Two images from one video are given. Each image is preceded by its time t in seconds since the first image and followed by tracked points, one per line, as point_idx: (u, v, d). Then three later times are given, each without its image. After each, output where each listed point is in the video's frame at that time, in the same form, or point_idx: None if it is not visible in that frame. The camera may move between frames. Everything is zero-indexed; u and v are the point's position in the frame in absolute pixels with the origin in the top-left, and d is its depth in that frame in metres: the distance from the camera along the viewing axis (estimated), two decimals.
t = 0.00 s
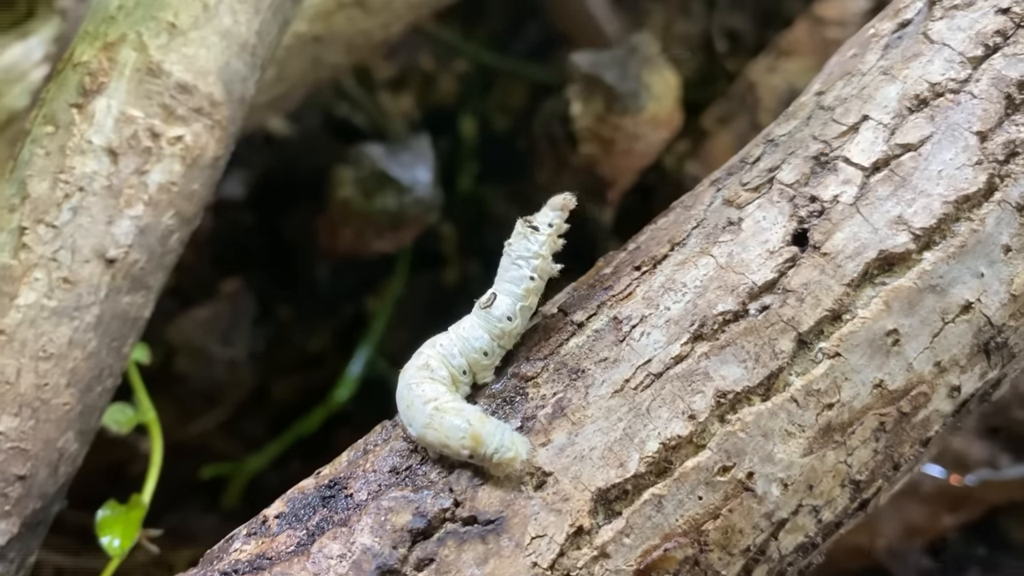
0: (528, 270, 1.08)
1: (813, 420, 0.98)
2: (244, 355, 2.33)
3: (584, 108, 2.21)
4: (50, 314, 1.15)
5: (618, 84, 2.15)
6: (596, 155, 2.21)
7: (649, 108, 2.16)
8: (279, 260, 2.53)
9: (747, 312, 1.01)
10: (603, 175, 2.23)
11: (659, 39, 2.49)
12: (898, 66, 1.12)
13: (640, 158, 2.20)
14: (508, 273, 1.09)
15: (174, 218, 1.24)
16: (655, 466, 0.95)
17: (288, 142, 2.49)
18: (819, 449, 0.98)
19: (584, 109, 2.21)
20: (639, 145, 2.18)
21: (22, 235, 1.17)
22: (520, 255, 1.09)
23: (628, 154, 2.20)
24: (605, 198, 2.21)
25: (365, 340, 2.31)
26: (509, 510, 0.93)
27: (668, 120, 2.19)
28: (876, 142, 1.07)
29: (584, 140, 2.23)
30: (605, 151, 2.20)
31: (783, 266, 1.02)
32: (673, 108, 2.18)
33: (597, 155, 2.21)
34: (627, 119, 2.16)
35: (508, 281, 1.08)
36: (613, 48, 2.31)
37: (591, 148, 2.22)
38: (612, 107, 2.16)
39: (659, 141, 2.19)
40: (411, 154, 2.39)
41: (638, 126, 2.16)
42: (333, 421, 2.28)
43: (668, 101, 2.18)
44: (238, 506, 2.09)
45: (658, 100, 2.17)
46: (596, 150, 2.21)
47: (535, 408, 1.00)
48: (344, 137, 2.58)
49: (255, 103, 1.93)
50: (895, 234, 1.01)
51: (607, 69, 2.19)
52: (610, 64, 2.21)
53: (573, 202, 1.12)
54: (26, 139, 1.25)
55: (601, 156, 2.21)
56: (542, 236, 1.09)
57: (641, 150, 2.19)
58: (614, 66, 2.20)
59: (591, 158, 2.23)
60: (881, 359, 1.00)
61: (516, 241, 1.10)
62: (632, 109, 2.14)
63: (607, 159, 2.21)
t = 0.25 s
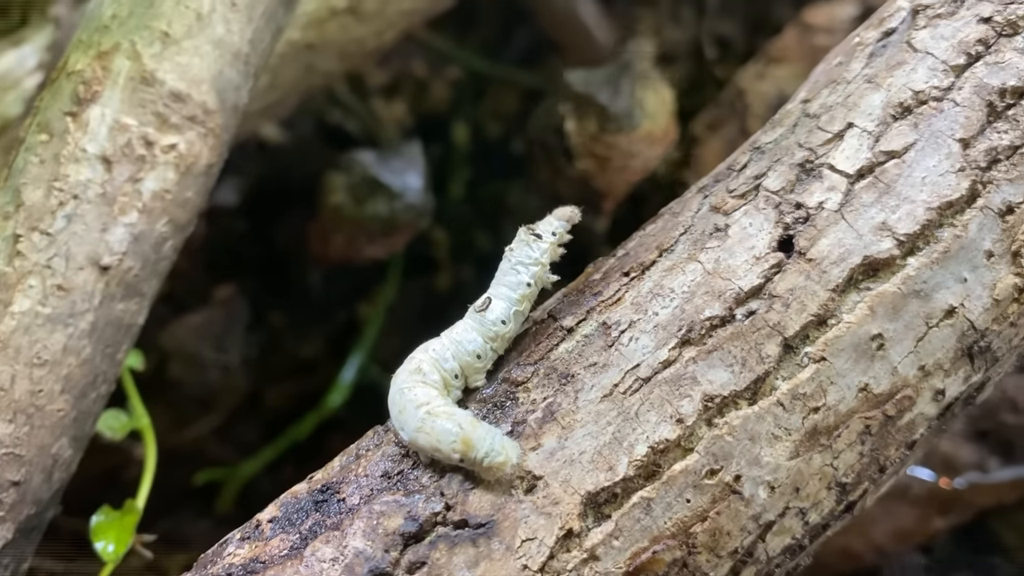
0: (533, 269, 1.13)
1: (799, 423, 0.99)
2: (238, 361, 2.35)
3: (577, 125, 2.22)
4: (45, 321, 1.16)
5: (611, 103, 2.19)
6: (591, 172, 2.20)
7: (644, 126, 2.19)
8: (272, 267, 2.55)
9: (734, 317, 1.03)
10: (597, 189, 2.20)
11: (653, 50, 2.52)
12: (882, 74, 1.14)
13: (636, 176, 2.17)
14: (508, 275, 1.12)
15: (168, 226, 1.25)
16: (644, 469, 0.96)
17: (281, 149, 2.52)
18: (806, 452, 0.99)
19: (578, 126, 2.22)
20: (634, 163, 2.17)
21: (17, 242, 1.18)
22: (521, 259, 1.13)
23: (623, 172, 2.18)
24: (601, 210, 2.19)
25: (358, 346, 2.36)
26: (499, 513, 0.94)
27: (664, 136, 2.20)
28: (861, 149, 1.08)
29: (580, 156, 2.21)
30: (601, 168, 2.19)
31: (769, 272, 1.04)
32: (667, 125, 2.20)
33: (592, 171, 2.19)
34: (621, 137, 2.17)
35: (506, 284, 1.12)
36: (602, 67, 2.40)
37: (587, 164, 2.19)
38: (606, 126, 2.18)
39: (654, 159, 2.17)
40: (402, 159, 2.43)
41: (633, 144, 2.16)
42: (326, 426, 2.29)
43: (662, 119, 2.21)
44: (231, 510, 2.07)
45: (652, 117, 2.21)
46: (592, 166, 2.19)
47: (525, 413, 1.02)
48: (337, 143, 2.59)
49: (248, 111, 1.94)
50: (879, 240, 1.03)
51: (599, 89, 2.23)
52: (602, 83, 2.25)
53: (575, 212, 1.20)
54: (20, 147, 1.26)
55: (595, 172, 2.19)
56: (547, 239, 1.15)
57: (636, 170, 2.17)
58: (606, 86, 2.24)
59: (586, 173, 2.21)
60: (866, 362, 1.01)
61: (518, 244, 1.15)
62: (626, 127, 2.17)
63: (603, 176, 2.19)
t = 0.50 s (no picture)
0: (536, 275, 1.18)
1: (791, 430, 0.99)
2: (231, 367, 2.37)
3: (561, 147, 2.23)
4: (37, 329, 1.16)
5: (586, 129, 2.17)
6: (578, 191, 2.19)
7: (623, 146, 2.15)
8: (264, 273, 2.55)
9: (725, 324, 1.03)
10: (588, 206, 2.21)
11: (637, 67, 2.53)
12: (872, 82, 1.15)
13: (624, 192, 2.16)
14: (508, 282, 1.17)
15: (161, 233, 1.25)
16: (636, 475, 0.97)
17: (274, 156, 2.56)
18: (797, 457, 1.00)
19: (561, 149, 2.23)
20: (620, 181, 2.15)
21: (9, 250, 1.18)
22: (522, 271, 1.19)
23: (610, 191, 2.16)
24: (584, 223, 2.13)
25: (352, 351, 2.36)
26: (492, 520, 0.94)
27: (648, 152, 2.16)
28: (851, 156, 1.09)
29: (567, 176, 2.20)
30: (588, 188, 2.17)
31: (760, 279, 1.05)
32: (648, 141, 2.15)
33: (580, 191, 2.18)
34: (601, 158, 2.15)
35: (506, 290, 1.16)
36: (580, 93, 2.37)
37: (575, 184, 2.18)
38: (583, 151, 2.17)
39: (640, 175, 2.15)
40: (395, 165, 2.47)
41: (612, 165, 2.14)
42: (319, 432, 2.27)
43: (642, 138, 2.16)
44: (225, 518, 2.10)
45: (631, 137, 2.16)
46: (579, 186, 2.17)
47: (517, 420, 1.02)
48: (329, 149, 2.63)
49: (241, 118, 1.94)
50: (869, 246, 1.04)
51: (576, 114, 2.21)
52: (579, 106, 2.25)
53: (575, 259, 1.30)
54: (12, 155, 1.26)
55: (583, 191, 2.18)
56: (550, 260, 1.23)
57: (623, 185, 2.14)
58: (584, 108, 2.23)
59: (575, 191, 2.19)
60: (856, 369, 1.02)
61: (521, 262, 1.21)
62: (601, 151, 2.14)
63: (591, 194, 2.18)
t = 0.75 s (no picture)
0: (530, 285, 1.20)
1: (786, 434, 0.99)
2: (225, 372, 2.36)
3: (583, 151, 2.30)
4: (29, 334, 1.15)
5: (608, 133, 2.23)
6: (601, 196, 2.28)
7: (647, 150, 2.20)
8: (258, 278, 2.55)
9: (720, 328, 1.03)
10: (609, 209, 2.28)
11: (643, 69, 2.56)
12: (866, 86, 1.15)
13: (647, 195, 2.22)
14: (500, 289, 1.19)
15: (154, 237, 1.25)
16: (631, 480, 0.96)
17: (268, 160, 2.55)
18: (792, 462, 0.99)
19: (584, 152, 2.29)
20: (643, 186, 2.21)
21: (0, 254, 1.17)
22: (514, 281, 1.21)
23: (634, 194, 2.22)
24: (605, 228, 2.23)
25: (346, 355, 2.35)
26: (486, 525, 0.94)
27: (671, 157, 2.20)
28: (845, 160, 1.09)
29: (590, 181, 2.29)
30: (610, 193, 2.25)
31: (755, 283, 1.04)
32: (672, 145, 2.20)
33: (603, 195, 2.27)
34: (624, 163, 2.21)
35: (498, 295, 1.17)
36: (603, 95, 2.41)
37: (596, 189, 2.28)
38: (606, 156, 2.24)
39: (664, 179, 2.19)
40: (390, 170, 2.49)
41: (634, 169, 2.20)
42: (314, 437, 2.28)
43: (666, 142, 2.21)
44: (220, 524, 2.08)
45: (654, 141, 2.20)
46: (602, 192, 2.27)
47: (512, 425, 1.01)
48: (323, 153, 2.61)
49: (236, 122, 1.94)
50: (864, 250, 1.03)
51: (598, 118, 2.27)
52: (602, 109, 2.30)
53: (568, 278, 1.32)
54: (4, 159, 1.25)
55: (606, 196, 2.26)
56: (542, 274, 1.25)
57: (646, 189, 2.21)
58: (603, 112, 2.29)
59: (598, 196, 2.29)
60: (851, 373, 1.01)
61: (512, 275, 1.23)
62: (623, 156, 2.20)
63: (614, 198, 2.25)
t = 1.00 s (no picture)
0: (522, 290, 1.23)
1: (781, 436, 0.99)
2: (219, 376, 2.36)
3: (612, 125, 2.25)
4: (23, 337, 1.14)
5: (639, 104, 2.19)
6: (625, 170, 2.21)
7: (677, 124, 2.17)
8: (254, 282, 2.56)
9: (715, 330, 1.03)
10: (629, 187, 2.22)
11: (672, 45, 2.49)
12: (860, 88, 1.15)
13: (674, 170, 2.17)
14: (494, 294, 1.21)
15: (148, 241, 1.25)
16: (627, 483, 0.96)
17: (263, 164, 2.56)
18: (788, 464, 0.99)
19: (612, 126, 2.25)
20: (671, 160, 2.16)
21: None
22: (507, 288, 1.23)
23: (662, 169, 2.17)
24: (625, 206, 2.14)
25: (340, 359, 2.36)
26: (482, 529, 0.93)
27: (700, 132, 2.17)
28: (840, 163, 1.09)
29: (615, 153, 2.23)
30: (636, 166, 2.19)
31: (750, 285, 1.05)
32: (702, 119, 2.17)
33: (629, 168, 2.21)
34: (653, 135, 2.16)
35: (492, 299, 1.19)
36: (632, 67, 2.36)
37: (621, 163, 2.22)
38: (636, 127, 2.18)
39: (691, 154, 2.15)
40: (385, 173, 2.49)
41: (665, 142, 2.16)
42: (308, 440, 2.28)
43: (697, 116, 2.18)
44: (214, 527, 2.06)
45: (685, 115, 2.18)
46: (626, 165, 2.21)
47: (508, 428, 1.01)
48: (318, 156, 2.63)
49: (230, 124, 1.94)
50: (859, 252, 1.04)
51: (628, 89, 2.23)
52: (633, 80, 2.26)
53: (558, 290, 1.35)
54: None
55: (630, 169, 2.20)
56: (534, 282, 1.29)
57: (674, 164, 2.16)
58: (634, 83, 2.25)
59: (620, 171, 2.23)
60: (847, 375, 1.02)
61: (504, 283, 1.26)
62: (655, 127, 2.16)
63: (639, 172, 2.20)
